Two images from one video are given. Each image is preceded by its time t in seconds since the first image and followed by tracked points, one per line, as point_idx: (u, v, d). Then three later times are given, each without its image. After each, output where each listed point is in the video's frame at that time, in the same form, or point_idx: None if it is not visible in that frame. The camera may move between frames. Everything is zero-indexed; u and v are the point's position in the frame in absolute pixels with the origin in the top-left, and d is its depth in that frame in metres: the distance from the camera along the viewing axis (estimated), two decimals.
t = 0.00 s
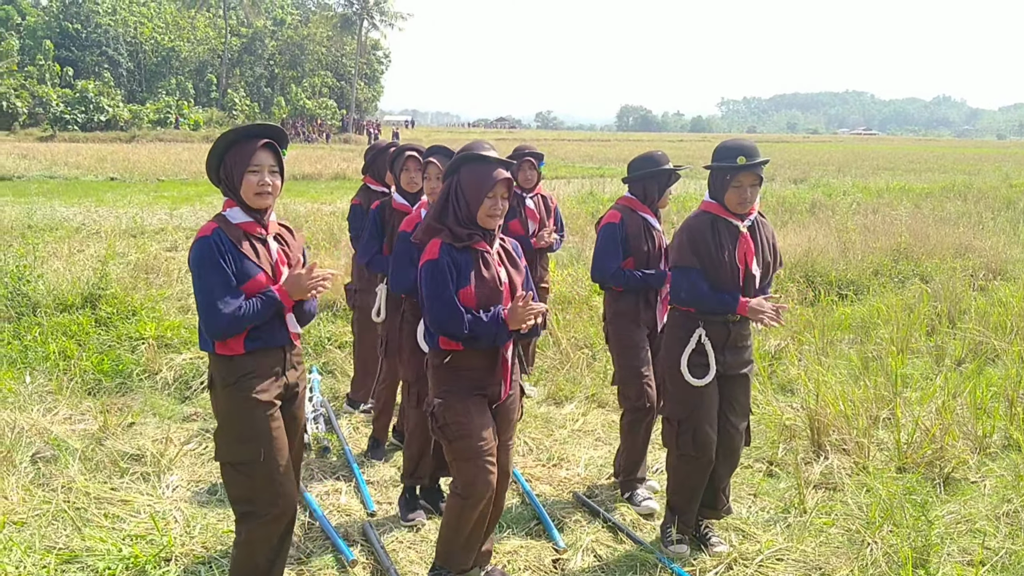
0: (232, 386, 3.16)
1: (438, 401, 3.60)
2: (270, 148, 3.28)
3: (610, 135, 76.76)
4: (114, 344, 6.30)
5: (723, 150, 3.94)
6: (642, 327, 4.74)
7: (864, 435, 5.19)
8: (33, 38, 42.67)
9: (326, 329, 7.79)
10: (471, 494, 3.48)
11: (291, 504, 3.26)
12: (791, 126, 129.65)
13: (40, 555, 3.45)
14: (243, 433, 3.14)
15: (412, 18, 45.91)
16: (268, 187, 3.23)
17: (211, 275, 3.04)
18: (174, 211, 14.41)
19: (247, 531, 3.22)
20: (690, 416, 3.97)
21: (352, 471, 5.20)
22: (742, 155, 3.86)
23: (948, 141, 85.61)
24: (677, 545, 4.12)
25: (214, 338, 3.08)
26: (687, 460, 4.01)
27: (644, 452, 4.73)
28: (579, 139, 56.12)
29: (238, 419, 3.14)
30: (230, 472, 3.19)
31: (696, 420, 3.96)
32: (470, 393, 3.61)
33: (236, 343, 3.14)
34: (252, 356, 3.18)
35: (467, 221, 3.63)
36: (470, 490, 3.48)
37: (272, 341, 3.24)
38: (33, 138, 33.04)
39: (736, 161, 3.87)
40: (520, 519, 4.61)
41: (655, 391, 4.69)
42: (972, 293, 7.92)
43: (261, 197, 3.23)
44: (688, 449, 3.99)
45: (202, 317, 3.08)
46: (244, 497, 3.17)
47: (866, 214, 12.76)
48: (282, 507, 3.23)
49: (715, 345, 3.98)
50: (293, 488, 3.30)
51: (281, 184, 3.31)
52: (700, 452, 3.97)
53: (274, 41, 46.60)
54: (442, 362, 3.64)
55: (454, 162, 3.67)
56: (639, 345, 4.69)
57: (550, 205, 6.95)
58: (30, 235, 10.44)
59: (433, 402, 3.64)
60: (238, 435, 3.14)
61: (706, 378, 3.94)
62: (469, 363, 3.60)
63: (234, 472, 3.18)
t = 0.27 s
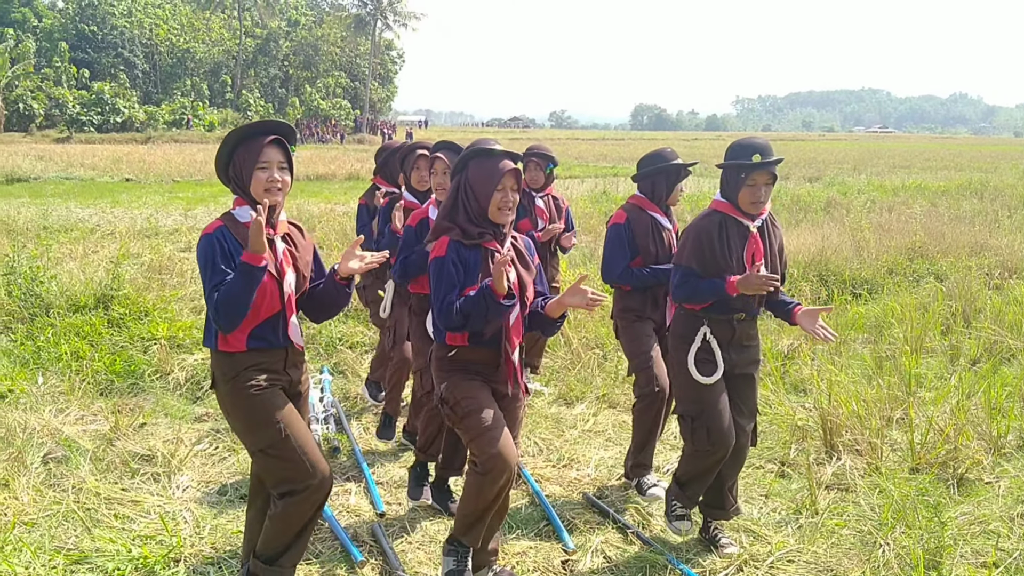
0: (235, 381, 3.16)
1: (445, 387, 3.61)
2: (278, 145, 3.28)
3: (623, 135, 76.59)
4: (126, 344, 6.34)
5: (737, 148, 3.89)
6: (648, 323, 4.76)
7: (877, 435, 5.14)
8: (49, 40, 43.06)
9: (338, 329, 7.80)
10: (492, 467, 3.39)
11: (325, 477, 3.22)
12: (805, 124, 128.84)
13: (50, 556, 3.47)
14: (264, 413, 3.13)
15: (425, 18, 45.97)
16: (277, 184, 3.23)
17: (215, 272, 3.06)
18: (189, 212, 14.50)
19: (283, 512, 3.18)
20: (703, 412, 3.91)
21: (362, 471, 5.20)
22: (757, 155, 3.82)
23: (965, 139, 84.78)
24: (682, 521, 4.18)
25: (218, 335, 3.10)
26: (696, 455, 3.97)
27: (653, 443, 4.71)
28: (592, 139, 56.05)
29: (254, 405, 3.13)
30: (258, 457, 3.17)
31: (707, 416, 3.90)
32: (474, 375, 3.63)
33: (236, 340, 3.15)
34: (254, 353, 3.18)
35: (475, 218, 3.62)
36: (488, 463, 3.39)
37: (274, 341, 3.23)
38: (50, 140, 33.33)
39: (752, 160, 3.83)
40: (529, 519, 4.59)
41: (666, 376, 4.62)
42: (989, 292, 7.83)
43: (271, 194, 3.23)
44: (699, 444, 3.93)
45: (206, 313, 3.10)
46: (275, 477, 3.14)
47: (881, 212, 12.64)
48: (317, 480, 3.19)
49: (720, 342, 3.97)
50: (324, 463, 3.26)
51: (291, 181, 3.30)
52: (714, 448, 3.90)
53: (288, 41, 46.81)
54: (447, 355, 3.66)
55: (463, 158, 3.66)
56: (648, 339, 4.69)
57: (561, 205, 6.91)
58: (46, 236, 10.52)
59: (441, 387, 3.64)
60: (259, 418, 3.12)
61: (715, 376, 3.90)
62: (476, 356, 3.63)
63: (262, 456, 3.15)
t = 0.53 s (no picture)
0: (248, 385, 3.16)
1: (453, 400, 3.57)
2: (284, 148, 3.28)
3: (636, 132, 76.30)
4: (138, 344, 6.38)
5: (740, 146, 3.87)
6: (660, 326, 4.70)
7: (890, 434, 5.08)
8: (65, 41, 43.45)
9: (349, 329, 7.82)
10: (489, 492, 3.46)
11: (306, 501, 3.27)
12: (819, 120, 127.94)
13: (60, 556, 3.48)
14: (253, 431, 3.15)
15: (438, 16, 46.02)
16: (283, 187, 3.24)
17: (225, 276, 3.05)
18: (203, 212, 14.59)
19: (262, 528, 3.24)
20: (705, 416, 3.91)
21: (372, 471, 5.20)
22: (759, 151, 3.79)
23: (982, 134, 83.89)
24: (698, 548, 4.03)
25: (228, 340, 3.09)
26: (697, 462, 3.95)
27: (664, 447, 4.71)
28: (605, 136, 55.96)
29: (249, 419, 3.15)
30: (245, 471, 3.21)
31: (708, 420, 3.90)
32: (480, 385, 3.58)
33: (251, 344, 3.13)
34: (268, 357, 3.18)
35: (482, 218, 3.60)
36: (486, 487, 3.46)
37: (285, 343, 3.22)
38: (67, 141, 33.65)
39: (753, 158, 3.81)
40: (539, 519, 4.57)
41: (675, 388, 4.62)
42: (1005, 289, 7.73)
43: (277, 197, 3.23)
44: (697, 449, 3.94)
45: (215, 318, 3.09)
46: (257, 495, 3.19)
47: (896, 209, 12.53)
48: (297, 504, 3.24)
49: (729, 346, 3.91)
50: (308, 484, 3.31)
51: (295, 184, 3.31)
52: (712, 454, 3.91)
53: (301, 41, 47.01)
54: (457, 361, 3.61)
55: (468, 159, 3.64)
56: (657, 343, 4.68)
57: (572, 203, 6.87)
58: (61, 237, 10.61)
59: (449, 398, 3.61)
60: (249, 435, 3.14)
61: (721, 377, 3.87)
62: (484, 363, 3.57)
63: (249, 471, 3.20)
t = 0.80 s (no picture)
0: (247, 379, 3.17)
1: (462, 387, 3.59)
2: (293, 144, 3.29)
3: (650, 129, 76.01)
4: (151, 343, 6.42)
5: (747, 144, 3.82)
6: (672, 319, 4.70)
7: (903, 431, 5.02)
8: (81, 42, 43.80)
9: (361, 327, 7.83)
10: (515, 467, 3.37)
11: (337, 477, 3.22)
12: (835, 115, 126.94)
13: (71, 554, 3.51)
14: (273, 413, 3.15)
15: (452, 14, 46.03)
16: (292, 183, 3.23)
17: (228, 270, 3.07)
18: (217, 211, 14.67)
19: (295, 511, 3.19)
20: (722, 410, 3.84)
21: (382, 468, 5.21)
22: (765, 151, 3.75)
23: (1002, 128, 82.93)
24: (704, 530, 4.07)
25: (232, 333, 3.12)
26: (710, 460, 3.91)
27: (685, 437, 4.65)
28: (619, 133, 55.76)
29: (265, 404, 3.15)
30: (271, 456, 3.18)
31: (727, 414, 3.83)
32: (488, 373, 3.61)
33: (250, 338, 3.16)
34: (268, 352, 3.19)
35: (489, 214, 3.60)
36: (512, 463, 3.37)
37: (286, 340, 3.23)
38: (84, 141, 33.96)
39: (759, 157, 3.77)
40: (549, 517, 4.56)
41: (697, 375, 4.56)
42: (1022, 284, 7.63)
43: (285, 193, 3.23)
44: (716, 449, 3.87)
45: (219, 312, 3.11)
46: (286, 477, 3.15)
47: (912, 204, 12.42)
48: (329, 480, 3.19)
49: (740, 340, 3.89)
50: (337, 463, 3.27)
51: (305, 180, 3.31)
52: (731, 448, 3.84)
53: (316, 40, 47.17)
54: (462, 354, 3.63)
55: (476, 153, 3.64)
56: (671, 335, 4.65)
57: (584, 200, 6.83)
58: (77, 236, 10.70)
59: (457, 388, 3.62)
60: (269, 419, 3.14)
61: (734, 372, 3.84)
62: (488, 355, 3.60)
63: (274, 455, 3.17)
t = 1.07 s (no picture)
0: (269, 378, 3.20)
1: (482, 390, 3.56)
2: (312, 139, 3.30)
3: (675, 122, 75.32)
4: (176, 339, 6.50)
5: (769, 134, 3.81)
6: (701, 315, 4.60)
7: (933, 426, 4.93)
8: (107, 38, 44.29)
9: (386, 323, 7.86)
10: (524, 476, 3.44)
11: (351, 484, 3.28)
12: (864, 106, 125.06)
13: (98, 547, 3.55)
14: (291, 417, 3.18)
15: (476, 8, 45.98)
16: (310, 178, 3.25)
17: (250, 269, 3.09)
18: (244, 207, 14.79)
19: (307, 517, 3.24)
20: (744, 410, 3.83)
21: (406, 464, 5.23)
22: (790, 138, 3.72)
23: None
24: (729, 534, 4.05)
25: (253, 330, 3.13)
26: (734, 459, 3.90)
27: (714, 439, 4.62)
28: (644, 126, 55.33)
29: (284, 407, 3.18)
30: (287, 461, 3.22)
31: (751, 414, 3.82)
32: (504, 377, 3.57)
33: (275, 336, 3.17)
34: (292, 348, 3.20)
35: (507, 208, 3.58)
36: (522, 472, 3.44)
37: (311, 335, 3.24)
38: (112, 138, 34.42)
39: (783, 145, 3.74)
40: (573, 512, 4.52)
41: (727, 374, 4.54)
42: None
43: (303, 189, 3.24)
44: (740, 447, 3.86)
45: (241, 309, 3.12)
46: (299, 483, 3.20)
47: (946, 196, 12.19)
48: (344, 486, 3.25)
49: (769, 339, 3.84)
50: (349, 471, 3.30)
51: (323, 175, 3.32)
52: (754, 447, 3.83)
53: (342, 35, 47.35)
54: (484, 353, 3.59)
55: (493, 148, 3.62)
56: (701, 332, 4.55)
57: (609, 192, 6.76)
58: (104, 233, 10.85)
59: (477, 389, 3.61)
60: (287, 423, 3.17)
61: (761, 372, 3.80)
62: (511, 352, 3.55)
63: (291, 460, 3.21)
